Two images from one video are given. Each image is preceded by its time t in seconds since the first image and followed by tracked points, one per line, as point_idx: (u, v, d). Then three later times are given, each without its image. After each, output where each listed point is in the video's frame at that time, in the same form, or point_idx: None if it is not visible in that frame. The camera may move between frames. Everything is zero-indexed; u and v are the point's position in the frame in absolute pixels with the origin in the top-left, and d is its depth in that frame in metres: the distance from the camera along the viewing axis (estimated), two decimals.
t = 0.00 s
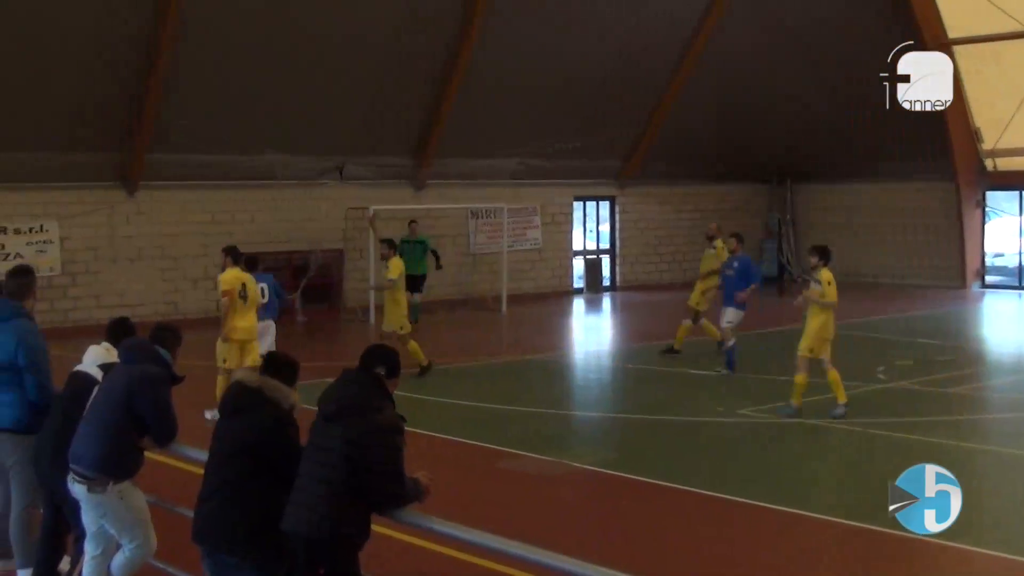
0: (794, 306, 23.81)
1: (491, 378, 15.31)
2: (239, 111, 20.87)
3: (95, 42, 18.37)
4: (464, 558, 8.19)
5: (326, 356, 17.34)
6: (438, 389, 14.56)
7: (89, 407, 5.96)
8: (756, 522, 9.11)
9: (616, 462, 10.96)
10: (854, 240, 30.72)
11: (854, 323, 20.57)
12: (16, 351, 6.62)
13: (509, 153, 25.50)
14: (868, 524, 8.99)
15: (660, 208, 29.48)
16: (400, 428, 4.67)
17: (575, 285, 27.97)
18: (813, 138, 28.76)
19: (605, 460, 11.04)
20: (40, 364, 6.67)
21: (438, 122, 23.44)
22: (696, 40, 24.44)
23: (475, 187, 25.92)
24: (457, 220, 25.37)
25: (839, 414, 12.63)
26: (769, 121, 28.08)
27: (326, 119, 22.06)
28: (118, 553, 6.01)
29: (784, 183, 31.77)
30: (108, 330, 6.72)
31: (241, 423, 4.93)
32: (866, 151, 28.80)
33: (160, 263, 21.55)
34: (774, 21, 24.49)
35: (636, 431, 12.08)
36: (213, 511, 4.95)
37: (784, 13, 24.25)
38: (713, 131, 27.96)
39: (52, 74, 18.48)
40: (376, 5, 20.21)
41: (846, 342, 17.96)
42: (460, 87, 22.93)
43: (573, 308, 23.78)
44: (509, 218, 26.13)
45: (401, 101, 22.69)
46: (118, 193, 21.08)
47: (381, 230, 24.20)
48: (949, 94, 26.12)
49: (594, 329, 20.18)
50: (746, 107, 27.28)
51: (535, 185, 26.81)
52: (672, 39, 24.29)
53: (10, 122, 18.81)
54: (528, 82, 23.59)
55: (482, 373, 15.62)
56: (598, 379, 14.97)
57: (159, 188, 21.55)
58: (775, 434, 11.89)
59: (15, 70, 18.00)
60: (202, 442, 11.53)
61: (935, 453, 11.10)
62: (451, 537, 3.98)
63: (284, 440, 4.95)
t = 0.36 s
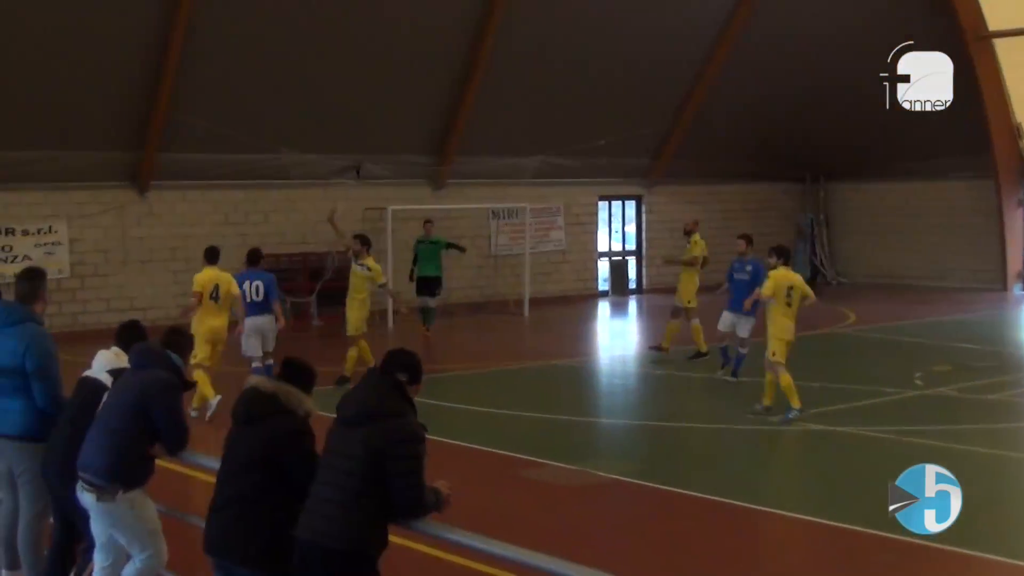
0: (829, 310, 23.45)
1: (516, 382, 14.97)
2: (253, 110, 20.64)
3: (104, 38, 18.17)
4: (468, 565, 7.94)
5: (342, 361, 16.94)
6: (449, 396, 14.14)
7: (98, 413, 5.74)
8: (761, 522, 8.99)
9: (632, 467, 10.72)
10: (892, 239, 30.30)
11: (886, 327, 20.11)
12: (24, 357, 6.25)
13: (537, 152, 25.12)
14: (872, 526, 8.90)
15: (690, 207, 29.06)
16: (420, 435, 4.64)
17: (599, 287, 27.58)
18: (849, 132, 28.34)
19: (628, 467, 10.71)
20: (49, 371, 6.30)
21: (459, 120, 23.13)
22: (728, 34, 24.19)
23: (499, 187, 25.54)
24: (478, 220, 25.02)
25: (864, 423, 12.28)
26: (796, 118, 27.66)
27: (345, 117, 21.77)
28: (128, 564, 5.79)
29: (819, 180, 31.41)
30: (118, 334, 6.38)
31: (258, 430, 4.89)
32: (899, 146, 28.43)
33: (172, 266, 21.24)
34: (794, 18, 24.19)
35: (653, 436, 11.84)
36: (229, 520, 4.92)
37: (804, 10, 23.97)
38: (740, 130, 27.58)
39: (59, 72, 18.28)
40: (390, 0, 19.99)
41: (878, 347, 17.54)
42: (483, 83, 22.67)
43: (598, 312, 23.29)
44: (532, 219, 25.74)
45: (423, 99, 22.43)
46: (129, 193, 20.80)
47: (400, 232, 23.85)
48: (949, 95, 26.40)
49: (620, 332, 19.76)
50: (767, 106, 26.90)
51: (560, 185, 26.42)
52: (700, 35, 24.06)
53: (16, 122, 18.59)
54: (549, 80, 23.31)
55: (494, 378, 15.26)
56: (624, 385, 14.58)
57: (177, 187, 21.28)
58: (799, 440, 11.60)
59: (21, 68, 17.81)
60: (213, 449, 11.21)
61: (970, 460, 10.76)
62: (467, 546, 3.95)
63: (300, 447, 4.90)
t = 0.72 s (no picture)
0: (846, 311, 23.09)
1: (527, 386, 14.62)
2: (253, 108, 20.32)
3: (99, 35, 17.87)
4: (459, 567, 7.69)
5: (350, 364, 16.57)
6: (453, 399, 13.87)
7: (95, 417, 5.41)
8: (760, 523, 8.76)
9: (642, 472, 10.41)
10: (913, 239, 29.99)
11: (909, 329, 19.74)
12: (15, 359, 5.92)
13: (547, 150, 24.76)
14: (871, 526, 8.66)
15: (706, 206, 28.67)
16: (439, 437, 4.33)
17: (611, 288, 27.22)
18: (862, 132, 27.98)
19: (639, 473, 10.37)
20: (42, 374, 5.97)
21: (466, 118, 22.79)
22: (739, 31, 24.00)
23: (509, 185, 25.18)
24: (486, 220, 24.66)
25: (878, 428, 11.99)
26: (808, 118, 27.31)
27: (349, 115, 21.44)
28: None
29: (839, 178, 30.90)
30: (117, 336, 6.06)
31: (256, 436, 4.70)
32: (911, 146, 28.10)
33: (172, 267, 20.88)
34: (800, 14, 23.88)
35: (664, 441, 11.55)
36: (231, 528, 4.67)
37: (809, 7, 23.66)
38: (752, 129, 27.23)
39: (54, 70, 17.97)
40: None
41: (901, 350, 17.18)
42: (488, 80, 22.35)
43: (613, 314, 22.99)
44: (540, 217, 25.39)
45: (428, 97, 22.10)
46: (128, 192, 20.46)
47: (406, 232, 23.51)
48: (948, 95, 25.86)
49: (634, 335, 19.42)
50: (776, 105, 26.55)
51: (570, 183, 26.06)
52: (707, 32, 23.75)
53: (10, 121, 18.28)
54: (555, 78, 22.99)
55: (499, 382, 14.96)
56: (637, 390, 14.24)
57: (178, 185, 20.95)
58: (814, 446, 11.29)
59: (14, 65, 17.50)
60: (213, 454, 10.89)
61: (993, 466, 10.44)
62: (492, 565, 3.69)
63: (301, 450, 4.68)
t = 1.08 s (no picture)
0: (845, 311, 23.06)
1: (524, 387, 14.60)
2: (252, 108, 20.30)
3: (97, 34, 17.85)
4: (456, 567, 7.67)
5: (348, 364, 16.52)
6: (451, 399, 13.87)
7: (94, 417, 5.39)
8: (759, 524, 8.74)
9: (640, 472, 10.38)
10: (914, 239, 29.95)
11: (909, 330, 19.70)
12: (11, 360, 5.89)
13: (545, 148, 24.74)
14: (872, 526, 8.64)
15: (706, 205, 28.64)
16: (439, 440, 4.31)
17: (610, 288, 27.20)
18: (861, 132, 27.97)
19: (638, 474, 10.34)
20: (38, 375, 5.94)
21: (466, 117, 22.77)
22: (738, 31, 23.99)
23: (508, 185, 25.14)
24: (485, 219, 24.65)
25: (876, 428, 11.98)
26: (807, 118, 27.27)
27: (348, 114, 21.41)
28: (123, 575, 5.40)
29: (839, 177, 30.65)
30: (116, 336, 6.04)
31: (256, 435, 4.68)
32: (913, 145, 28.09)
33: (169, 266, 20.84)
34: (799, 15, 23.87)
35: (663, 442, 11.53)
36: (230, 529, 4.64)
37: (809, 7, 23.65)
38: (752, 128, 27.18)
39: (53, 69, 17.95)
40: None
41: (901, 351, 17.15)
42: (488, 80, 22.33)
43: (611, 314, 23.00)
44: (539, 217, 25.36)
45: (428, 97, 22.07)
46: (125, 190, 20.44)
47: (405, 232, 23.48)
48: (948, 95, 25.84)
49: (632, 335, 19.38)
50: (776, 105, 26.53)
51: (570, 182, 26.03)
52: (706, 33, 23.74)
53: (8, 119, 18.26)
54: (554, 78, 22.97)
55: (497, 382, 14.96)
56: (635, 391, 14.20)
57: (176, 184, 20.92)
58: (813, 446, 11.27)
59: (13, 63, 17.49)
60: (211, 454, 10.86)
61: (991, 466, 10.42)
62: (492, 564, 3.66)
63: (299, 450, 4.65)
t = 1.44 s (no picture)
0: (843, 311, 23.03)
1: (522, 386, 14.59)
2: (250, 107, 20.30)
3: (95, 32, 17.87)
4: (456, 567, 7.66)
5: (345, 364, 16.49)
6: (450, 399, 13.87)
7: (90, 415, 5.38)
8: (759, 524, 8.73)
9: (638, 472, 10.36)
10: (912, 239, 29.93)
11: (906, 330, 19.67)
12: (10, 357, 5.89)
13: (542, 147, 24.74)
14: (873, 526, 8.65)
15: (704, 205, 28.63)
16: (435, 439, 4.32)
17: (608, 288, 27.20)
18: (858, 131, 27.99)
19: (636, 474, 10.33)
20: (37, 373, 5.94)
21: (464, 116, 22.76)
22: (736, 32, 24.02)
23: (505, 184, 25.13)
24: (483, 219, 24.63)
25: (875, 428, 11.98)
26: (804, 117, 27.29)
27: (346, 112, 21.40)
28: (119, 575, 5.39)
29: (835, 179, 30.87)
30: (114, 335, 6.03)
31: (257, 434, 4.66)
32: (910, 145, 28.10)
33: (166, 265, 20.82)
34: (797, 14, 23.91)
35: (661, 442, 11.51)
36: (230, 530, 4.65)
37: (807, 7, 23.69)
38: (749, 128, 27.18)
39: (51, 67, 17.95)
40: None
41: (898, 351, 17.13)
42: (486, 79, 22.34)
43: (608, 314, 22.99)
44: (536, 216, 25.35)
45: (426, 96, 22.08)
46: (123, 189, 20.43)
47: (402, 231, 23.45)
48: (948, 95, 25.87)
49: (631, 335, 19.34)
50: (773, 105, 26.54)
51: (567, 181, 26.02)
52: (704, 33, 23.77)
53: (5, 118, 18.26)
54: (552, 77, 23.00)
55: (494, 382, 14.96)
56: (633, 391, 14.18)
57: (173, 183, 20.90)
58: (812, 446, 11.26)
59: (11, 61, 17.49)
60: (208, 454, 10.85)
61: (991, 467, 10.42)
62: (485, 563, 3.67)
63: (298, 449, 4.65)
